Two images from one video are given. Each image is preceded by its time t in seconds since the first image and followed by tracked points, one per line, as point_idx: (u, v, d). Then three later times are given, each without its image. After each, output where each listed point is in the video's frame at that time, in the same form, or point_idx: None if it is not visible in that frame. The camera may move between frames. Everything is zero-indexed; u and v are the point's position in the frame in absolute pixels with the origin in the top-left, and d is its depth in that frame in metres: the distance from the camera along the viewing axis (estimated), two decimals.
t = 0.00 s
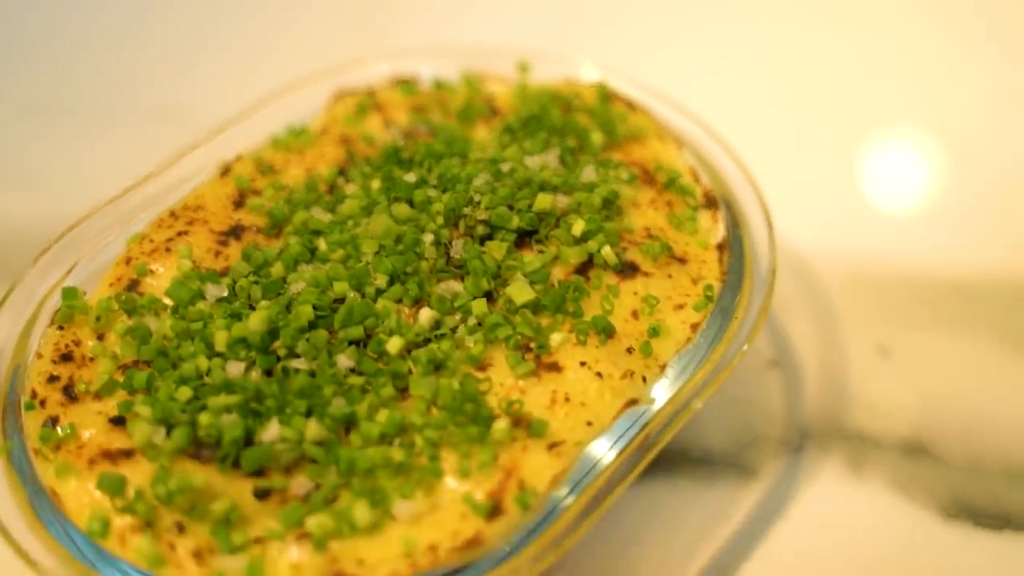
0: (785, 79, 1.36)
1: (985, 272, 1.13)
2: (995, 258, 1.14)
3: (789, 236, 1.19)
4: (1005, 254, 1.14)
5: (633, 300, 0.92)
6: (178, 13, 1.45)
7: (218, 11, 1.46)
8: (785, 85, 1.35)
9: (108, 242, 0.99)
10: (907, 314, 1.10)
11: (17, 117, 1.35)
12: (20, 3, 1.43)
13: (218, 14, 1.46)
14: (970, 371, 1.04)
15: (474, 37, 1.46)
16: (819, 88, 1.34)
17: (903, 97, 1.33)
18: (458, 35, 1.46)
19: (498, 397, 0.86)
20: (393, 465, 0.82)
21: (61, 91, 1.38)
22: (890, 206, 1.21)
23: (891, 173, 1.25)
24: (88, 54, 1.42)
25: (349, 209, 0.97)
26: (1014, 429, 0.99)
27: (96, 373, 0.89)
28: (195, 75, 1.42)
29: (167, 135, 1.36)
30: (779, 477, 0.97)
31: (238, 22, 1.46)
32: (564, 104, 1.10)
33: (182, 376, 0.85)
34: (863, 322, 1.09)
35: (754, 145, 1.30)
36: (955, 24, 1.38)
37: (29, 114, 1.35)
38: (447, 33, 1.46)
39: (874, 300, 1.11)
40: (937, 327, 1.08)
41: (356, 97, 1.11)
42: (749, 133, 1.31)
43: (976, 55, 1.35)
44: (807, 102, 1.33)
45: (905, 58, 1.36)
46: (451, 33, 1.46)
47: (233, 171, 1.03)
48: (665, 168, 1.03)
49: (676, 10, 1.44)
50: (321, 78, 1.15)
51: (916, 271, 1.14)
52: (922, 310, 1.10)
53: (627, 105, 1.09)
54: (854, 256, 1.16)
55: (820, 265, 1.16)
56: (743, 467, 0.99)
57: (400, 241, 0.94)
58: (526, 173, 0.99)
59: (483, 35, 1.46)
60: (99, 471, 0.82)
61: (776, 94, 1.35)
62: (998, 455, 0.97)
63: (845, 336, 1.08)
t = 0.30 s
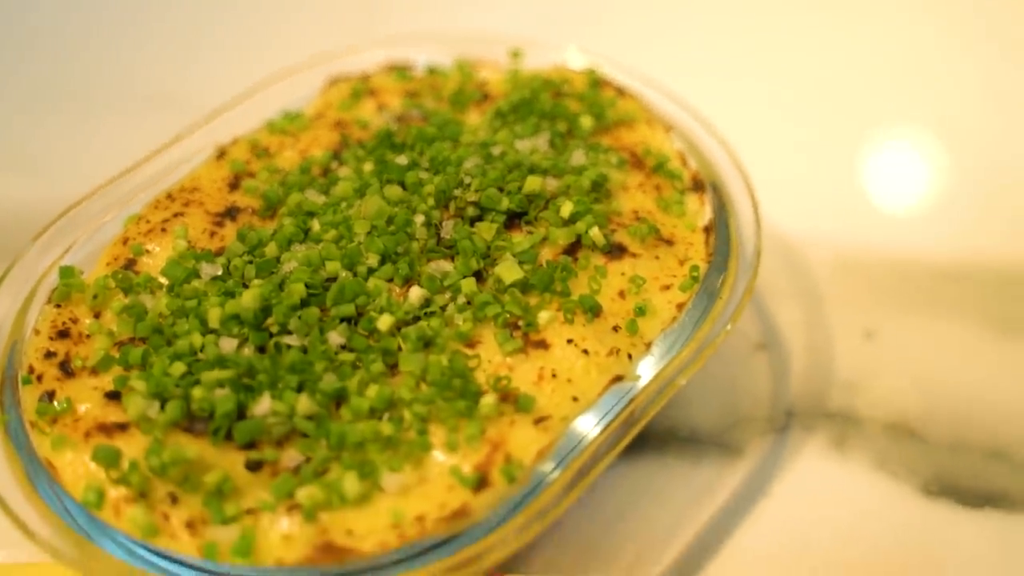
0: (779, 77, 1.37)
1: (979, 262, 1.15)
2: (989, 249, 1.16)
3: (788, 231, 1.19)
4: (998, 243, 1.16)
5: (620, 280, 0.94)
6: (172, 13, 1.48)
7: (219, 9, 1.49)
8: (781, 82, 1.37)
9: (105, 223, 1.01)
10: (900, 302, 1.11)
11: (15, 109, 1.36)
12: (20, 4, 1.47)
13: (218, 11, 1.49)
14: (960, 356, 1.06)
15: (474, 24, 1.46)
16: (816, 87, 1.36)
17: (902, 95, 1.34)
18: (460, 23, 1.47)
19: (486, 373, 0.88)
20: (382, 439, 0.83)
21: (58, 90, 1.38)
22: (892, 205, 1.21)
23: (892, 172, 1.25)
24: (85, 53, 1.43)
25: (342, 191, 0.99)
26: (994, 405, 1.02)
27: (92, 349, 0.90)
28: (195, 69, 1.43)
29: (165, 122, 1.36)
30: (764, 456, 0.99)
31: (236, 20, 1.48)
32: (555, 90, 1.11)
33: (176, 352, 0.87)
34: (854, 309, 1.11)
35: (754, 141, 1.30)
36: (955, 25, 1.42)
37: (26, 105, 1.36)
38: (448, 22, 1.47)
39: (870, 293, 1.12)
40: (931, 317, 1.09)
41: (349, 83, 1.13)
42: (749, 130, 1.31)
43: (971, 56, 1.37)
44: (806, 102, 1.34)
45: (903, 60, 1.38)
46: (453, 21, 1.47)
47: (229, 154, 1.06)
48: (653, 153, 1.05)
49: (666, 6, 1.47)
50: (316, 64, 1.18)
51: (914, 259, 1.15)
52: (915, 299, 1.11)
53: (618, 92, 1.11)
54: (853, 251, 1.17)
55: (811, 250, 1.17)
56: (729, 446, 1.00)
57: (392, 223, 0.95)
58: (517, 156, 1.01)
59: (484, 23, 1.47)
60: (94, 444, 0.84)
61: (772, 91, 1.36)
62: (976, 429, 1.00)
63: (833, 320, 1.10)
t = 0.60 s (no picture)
0: (776, 74, 1.39)
1: (973, 257, 1.16)
2: (985, 244, 1.17)
3: (785, 225, 1.20)
4: (992, 238, 1.17)
5: (611, 267, 0.96)
6: (169, 15, 1.50)
7: (221, 9, 1.51)
8: (777, 80, 1.38)
9: (104, 212, 1.03)
10: (893, 293, 1.13)
11: (13, 102, 1.37)
12: (20, 3, 1.48)
13: (219, 12, 1.51)
14: (950, 345, 1.07)
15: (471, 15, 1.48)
16: (814, 85, 1.37)
17: (896, 92, 1.36)
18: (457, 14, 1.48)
19: (478, 357, 0.89)
20: (375, 421, 0.84)
21: (56, 85, 1.39)
22: (892, 205, 1.22)
23: (892, 171, 1.26)
24: (84, 47, 1.44)
25: (338, 178, 1.02)
26: (982, 394, 1.03)
27: (92, 332, 0.92)
28: (195, 63, 1.44)
29: (165, 114, 1.37)
30: (752, 441, 1.01)
31: (238, 20, 1.50)
32: (548, 82, 1.13)
33: (174, 336, 0.88)
34: (845, 298, 1.12)
35: (752, 137, 1.31)
36: (951, 26, 1.43)
37: (23, 99, 1.37)
38: (446, 13, 1.49)
39: (865, 288, 1.13)
40: (925, 311, 1.11)
41: (345, 74, 1.15)
42: (748, 127, 1.32)
43: (969, 56, 1.39)
44: (802, 99, 1.35)
45: (900, 60, 1.39)
46: (452, 12, 1.49)
47: (229, 143, 1.08)
48: (644, 142, 1.08)
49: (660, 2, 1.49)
50: (314, 55, 1.21)
51: (910, 252, 1.17)
52: (908, 292, 1.13)
53: (611, 83, 1.13)
54: (850, 247, 1.18)
55: (803, 240, 1.19)
56: (719, 431, 1.02)
57: (386, 210, 0.97)
58: (510, 146, 1.03)
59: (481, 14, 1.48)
60: (94, 424, 0.85)
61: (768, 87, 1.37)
62: (962, 417, 1.01)
63: (822, 309, 1.12)
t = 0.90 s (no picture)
0: (772, 71, 1.41)
1: (967, 251, 1.17)
2: (978, 238, 1.18)
3: (779, 218, 1.22)
4: (985, 233, 1.19)
5: (603, 254, 0.98)
6: (169, 15, 1.52)
7: (222, 9, 1.53)
8: (773, 76, 1.40)
9: (106, 201, 1.05)
10: (886, 285, 1.14)
11: (14, 96, 1.38)
12: (21, 4, 1.51)
13: (219, 12, 1.53)
14: (940, 336, 1.09)
15: (467, 11, 1.50)
16: (810, 82, 1.39)
17: (892, 88, 1.37)
18: (454, 12, 1.51)
19: (472, 341, 0.91)
20: (369, 403, 0.86)
21: (58, 80, 1.41)
22: (891, 206, 1.23)
23: (890, 170, 1.27)
24: (86, 45, 1.46)
25: (336, 168, 1.04)
26: (971, 383, 1.04)
27: (93, 317, 0.94)
28: (196, 59, 1.46)
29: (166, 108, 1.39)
30: (742, 427, 1.02)
31: (239, 19, 1.52)
32: (544, 76, 1.16)
33: (173, 320, 0.90)
34: (837, 289, 1.14)
35: (750, 134, 1.32)
36: (948, 24, 1.45)
37: (24, 93, 1.39)
38: (443, 12, 1.51)
39: (858, 280, 1.15)
40: (917, 303, 1.12)
41: (343, 67, 1.18)
42: (746, 124, 1.34)
43: (967, 54, 1.40)
44: (799, 96, 1.37)
45: (897, 59, 1.41)
46: (449, 11, 1.51)
47: (229, 133, 1.10)
48: (638, 134, 1.10)
49: None
50: (313, 49, 1.23)
51: (904, 245, 1.18)
52: (901, 284, 1.14)
53: (606, 77, 1.15)
54: (847, 244, 1.19)
55: (795, 232, 1.20)
56: (710, 418, 1.03)
57: (383, 199, 0.99)
58: (505, 136, 1.05)
59: (476, 11, 1.50)
60: (94, 405, 0.87)
61: (765, 83, 1.39)
62: (950, 406, 1.03)
63: (813, 299, 1.13)
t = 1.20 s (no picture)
0: (769, 63, 1.42)
1: (961, 242, 1.19)
2: (972, 229, 1.20)
3: (775, 207, 1.23)
4: (979, 225, 1.20)
5: (599, 242, 0.99)
6: (173, 9, 1.54)
7: (221, 9, 1.54)
8: (771, 68, 1.41)
9: (110, 188, 1.06)
10: (880, 274, 1.15)
11: (17, 92, 1.40)
12: None
13: (218, 12, 1.54)
14: (933, 325, 1.10)
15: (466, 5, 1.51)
16: (807, 75, 1.40)
17: (890, 83, 1.38)
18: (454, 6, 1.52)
19: (468, 326, 0.92)
20: (367, 385, 0.87)
21: (62, 73, 1.43)
22: (896, 206, 1.23)
23: (888, 163, 1.28)
24: (89, 39, 1.48)
25: (335, 155, 1.05)
26: (963, 371, 1.06)
27: (96, 301, 0.95)
28: (199, 53, 1.48)
29: (169, 100, 1.41)
30: (736, 412, 1.03)
31: (237, 19, 1.53)
32: (542, 66, 1.17)
33: (174, 304, 0.91)
34: (831, 278, 1.15)
35: (751, 129, 1.33)
36: (944, 23, 1.45)
37: (29, 87, 1.41)
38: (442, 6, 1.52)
39: (853, 269, 1.16)
40: (911, 292, 1.13)
41: (343, 57, 1.19)
42: (746, 119, 1.34)
43: (963, 47, 1.41)
44: (797, 92, 1.38)
45: (894, 53, 1.42)
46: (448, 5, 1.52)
47: (231, 121, 1.12)
48: (634, 124, 1.11)
49: None
50: (314, 39, 1.24)
51: (899, 235, 1.19)
52: (895, 274, 1.15)
53: (603, 67, 1.17)
54: (846, 236, 1.20)
55: (791, 222, 1.21)
56: (704, 403, 1.04)
57: (382, 185, 1.01)
58: (503, 125, 1.07)
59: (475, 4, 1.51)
60: (97, 386, 0.88)
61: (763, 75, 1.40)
62: (942, 393, 1.04)
63: (808, 287, 1.15)
